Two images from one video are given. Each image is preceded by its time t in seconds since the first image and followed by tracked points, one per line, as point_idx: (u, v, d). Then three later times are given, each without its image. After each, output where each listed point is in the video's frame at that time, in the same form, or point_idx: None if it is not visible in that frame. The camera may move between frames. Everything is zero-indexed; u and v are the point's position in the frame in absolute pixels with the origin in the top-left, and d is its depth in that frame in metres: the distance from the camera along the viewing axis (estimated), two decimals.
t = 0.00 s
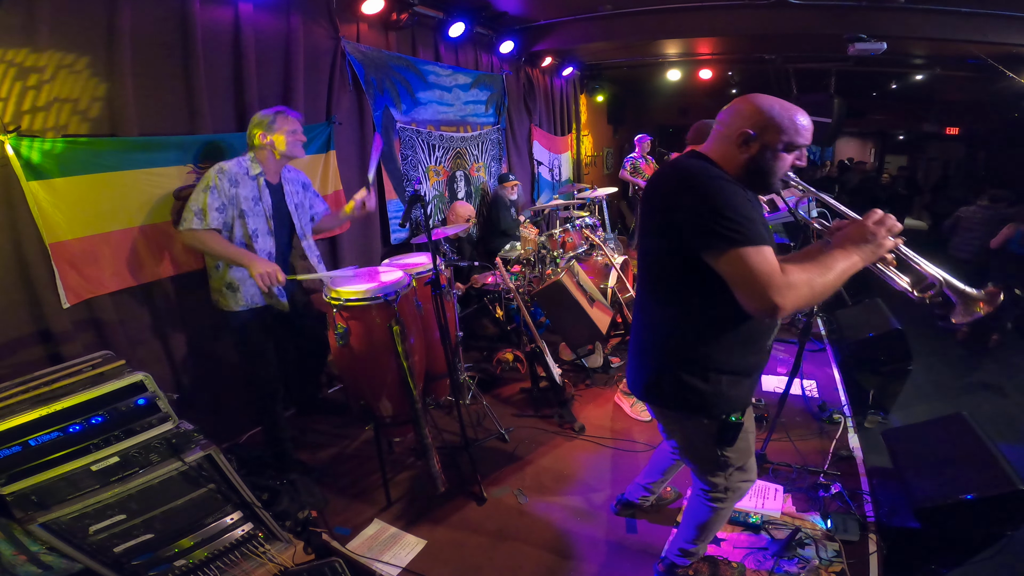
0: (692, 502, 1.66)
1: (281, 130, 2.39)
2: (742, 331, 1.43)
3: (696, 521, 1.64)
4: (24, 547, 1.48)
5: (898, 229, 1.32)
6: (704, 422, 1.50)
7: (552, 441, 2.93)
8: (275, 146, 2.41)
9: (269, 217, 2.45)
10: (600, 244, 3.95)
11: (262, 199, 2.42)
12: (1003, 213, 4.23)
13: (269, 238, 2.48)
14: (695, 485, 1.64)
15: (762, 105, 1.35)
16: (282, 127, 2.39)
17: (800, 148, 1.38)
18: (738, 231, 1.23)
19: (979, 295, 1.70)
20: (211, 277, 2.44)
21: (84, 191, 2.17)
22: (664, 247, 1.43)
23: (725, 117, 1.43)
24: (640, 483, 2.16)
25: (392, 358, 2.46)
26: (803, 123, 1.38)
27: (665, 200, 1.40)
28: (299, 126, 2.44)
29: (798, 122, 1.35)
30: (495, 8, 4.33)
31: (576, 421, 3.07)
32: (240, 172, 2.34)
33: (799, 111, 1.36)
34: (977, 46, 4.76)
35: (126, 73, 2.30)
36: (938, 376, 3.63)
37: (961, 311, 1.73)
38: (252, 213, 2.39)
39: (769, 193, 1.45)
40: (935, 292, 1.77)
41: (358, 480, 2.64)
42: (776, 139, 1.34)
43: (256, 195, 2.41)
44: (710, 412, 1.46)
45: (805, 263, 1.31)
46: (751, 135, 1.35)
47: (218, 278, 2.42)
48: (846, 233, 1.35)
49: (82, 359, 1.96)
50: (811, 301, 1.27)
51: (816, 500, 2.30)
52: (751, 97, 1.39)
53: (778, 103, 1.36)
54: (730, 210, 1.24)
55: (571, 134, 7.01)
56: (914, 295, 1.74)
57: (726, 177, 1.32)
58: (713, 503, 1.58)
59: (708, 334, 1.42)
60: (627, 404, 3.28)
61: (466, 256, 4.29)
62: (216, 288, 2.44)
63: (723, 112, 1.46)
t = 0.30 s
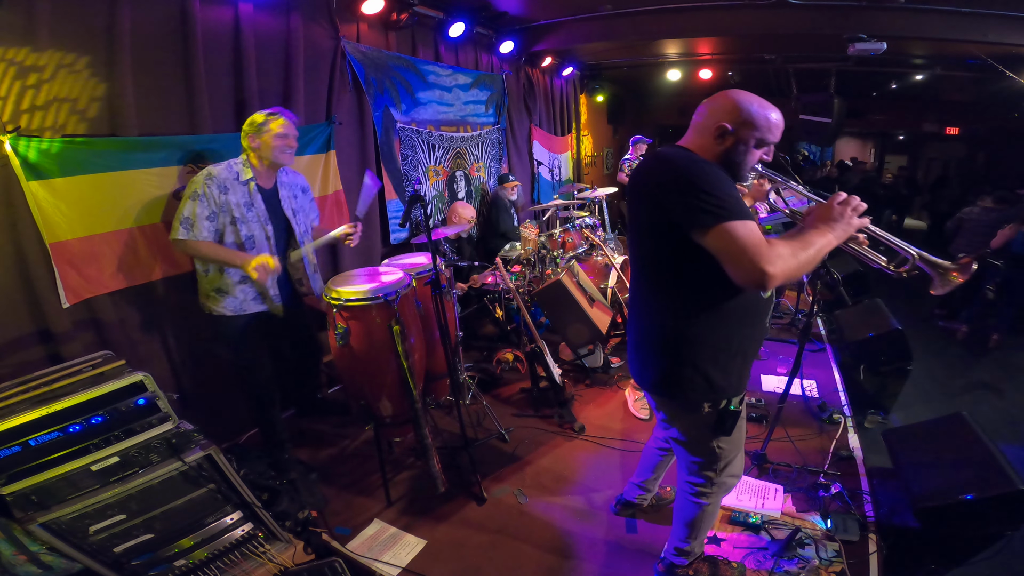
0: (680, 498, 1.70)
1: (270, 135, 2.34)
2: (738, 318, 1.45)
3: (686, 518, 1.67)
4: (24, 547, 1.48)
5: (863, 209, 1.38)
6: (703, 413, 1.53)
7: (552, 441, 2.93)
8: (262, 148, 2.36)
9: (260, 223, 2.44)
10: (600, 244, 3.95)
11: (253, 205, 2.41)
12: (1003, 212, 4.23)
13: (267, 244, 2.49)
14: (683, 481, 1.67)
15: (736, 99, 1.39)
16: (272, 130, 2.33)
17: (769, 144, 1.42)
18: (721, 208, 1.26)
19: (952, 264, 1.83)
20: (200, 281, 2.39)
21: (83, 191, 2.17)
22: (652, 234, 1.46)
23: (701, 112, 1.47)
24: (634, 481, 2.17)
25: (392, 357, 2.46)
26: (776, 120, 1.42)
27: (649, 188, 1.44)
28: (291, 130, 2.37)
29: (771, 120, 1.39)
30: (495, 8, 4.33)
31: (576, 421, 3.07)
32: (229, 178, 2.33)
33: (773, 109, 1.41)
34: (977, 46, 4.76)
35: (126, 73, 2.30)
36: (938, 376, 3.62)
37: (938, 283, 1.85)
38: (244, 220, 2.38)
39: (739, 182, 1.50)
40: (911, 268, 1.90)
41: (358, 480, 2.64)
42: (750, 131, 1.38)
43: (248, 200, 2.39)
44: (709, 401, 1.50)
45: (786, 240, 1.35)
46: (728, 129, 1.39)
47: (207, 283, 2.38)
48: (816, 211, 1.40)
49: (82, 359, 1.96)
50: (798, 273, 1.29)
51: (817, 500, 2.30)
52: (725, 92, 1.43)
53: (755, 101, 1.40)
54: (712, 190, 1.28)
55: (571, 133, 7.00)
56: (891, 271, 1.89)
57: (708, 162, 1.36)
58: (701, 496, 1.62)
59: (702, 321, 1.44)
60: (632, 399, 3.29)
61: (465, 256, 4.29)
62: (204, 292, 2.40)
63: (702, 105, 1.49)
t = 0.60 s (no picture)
0: (699, 493, 1.68)
1: (248, 137, 2.31)
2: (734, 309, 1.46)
3: (704, 511, 1.66)
4: (24, 547, 1.48)
5: (847, 202, 1.43)
6: (708, 404, 1.52)
7: (552, 441, 2.93)
8: (238, 150, 2.34)
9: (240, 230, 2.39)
10: (600, 243, 3.95)
11: (231, 210, 2.37)
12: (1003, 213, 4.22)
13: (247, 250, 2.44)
14: (701, 476, 1.66)
15: (715, 96, 1.42)
16: (249, 134, 2.31)
17: (753, 134, 1.44)
18: (714, 202, 1.28)
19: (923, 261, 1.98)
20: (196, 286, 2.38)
21: (84, 191, 2.17)
22: (646, 230, 1.47)
23: (683, 111, 1.50)
24: (633, 480, 2.18)
25: (392, 357, 2.46)
26: (754, 115, 1.45)
27: (641, 186, 1.45)
28: (269, 133, 2.35)
29: (750, 114, 1.42)
30: (495, 8, 4.33)
31: (576, 421, 3.07)
32: (208, 184, 2.30)
33: (750, 105, 1.43)
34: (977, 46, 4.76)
35: (126, 73, 2.30)
36: (938, 376, 3.62)
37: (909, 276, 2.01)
38: (222, 227, 2.34)
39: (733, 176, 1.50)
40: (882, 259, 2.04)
41: (358, 481, 2.64)
42: (733, 126, 1.40)
43: (227, 206, 2.35)
44: (713, 391, 1.49)
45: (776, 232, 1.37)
46: (712, 126, 1.41)
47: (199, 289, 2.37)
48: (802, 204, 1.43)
49: (82, 359, 1.96)
50: (792, 262, 1.31)
51: (817, 500, 2.30)
52: (705, 91, 1.46)
53: (732, 97, 1.43)
54: (703, 185, 1.30)
55: (571, 133, 7.01)
56: (868, 264, 2.01)
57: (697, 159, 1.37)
58: (722, 489, 1.60)
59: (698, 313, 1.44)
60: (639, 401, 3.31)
61: (465, 256, 4.30)
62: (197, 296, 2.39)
63: (683, 107, 1.52)
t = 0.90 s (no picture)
0: (710, 486, 1.68)
1: (271, 138, 2.38)
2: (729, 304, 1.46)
3: (717, 503, 1.66)
4: (24, 547, 1.48)
5: (851, 199, 1.40)
6: (708, 396, 1.51)
7: (552, 441, 2.93)
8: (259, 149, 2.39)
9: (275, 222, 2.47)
10: (600, 243, 3.95)
11: (269, 203, 2.43)
12: (1003, 213, 4.21)
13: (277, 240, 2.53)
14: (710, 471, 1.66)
15: (717, 89, 1.41)
16: (270, 134, 2.37)
17: (757, 127, 1.43)
18: (713, 207, 1.27)
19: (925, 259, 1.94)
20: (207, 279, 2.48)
21: (84, 191, 2.17)
22: (642, 233, 1.47)
23: (685, 107, 1.49)
24: (630, 481, 2.18)
25: (392, 357, 2.45)
26: (757, 108, 1.44)
27: (638, 188, 1.45)
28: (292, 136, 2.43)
29: (753, 108, 1.41)
30: (495, 8, 4.33)
31: (576, 421, 3.08)
32: (248, 179, 2.33)
33: (753, 98, 1.42)
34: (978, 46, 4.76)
35: (126, 72, 2.30)
36: (939, 376, 3.62)
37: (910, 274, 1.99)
38: (264, 219, 2.40)
39: (734, 170, 1.50)
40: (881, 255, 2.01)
41: (358, 481, 2.64)
42: (734, 120, 1.39)
43: (265, 199, 2.42)
44: (710, 383, 1.48)
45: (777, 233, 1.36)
46: (714, 121, 1.40)
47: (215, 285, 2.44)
48: (804, 203, 1.42)
49: (82, 359, 1.96)
50: (793, 264, 1.31)
51: (817, 500, 2.30)
52: (706, 84, 1.45)
53: (734, 90, 1.41)
54: (702, 188, 1.29)
55: (572, 133, 7.00)
56: (868, 261, 1.98)
57: (696, 160, 1.37)
58: (732, 481, 1.60)
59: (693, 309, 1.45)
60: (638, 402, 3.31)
61: (465, 256, 4.30)
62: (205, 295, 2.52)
63: (685, 100, 1.51)
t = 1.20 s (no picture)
0: (688, 491, 1.69)
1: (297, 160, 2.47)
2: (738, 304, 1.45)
3: (696, 510, 1.66)
4: (24, 547, 1.48)
5: (884, 192, 1.33)
6: (707, 399, 1.50)
7: (552, 441, 2.93)
8: (285, 166, 2.49)
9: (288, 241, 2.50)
10: (600, 243, 3.95)
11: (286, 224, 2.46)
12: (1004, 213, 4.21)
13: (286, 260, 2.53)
14: (689, 476, 1.66)
15: (738, 84, 1.39)
16: (297, 154, 2.47)
17: (780, 122, 1.40)
18: (737, 210, 1.23)
19: (963, 251, 1.72)
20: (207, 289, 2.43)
21: (83, 191, 2.17)
22: (656, 234, 1.44)
23: (703, 102, 1.46)
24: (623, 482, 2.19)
25: (392, 357, 2.46)
26: (781, 101, 1.41)
27: (656, 188, 1.41)
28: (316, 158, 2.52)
29: (776, 100, 1.38)
30: (495, 8, 4.33)
31: (575, 421, 3.07)
32: (273, 198, 2.38)
33: (777, 90, 1.39)
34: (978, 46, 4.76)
35: (126, 72, 2.30)
36: (939, 376, 3.62)
37: (947, 268, 1.79)
38: (277, 238, 2.42)
39: (755, 166, 1.47)
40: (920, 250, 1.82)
41: (358, 481, 2.64)
42: (756, 116, 1.37)
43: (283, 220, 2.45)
44: (711, 386, 1.49)
45: (804, 234, 1.31)
46: (734, 116, 1.38)
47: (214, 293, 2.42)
48: (833, 199, 1.35)
49: (82, 359, 1.96)
50: (820, 268, 1.26)
51: (816, 500, 2.30)
52: (726, 79, 1.42)
53: (755, 82, 1.39)
54: (724, 190, 1.25)
55: (571, 133, 7.00)
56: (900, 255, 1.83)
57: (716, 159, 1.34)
58: (709, 489, 1.60)
59: (701, 311, 1.44)
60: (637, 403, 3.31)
61: (464, 256, 4.30)
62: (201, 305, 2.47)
63: (703, 94, 1.48)
